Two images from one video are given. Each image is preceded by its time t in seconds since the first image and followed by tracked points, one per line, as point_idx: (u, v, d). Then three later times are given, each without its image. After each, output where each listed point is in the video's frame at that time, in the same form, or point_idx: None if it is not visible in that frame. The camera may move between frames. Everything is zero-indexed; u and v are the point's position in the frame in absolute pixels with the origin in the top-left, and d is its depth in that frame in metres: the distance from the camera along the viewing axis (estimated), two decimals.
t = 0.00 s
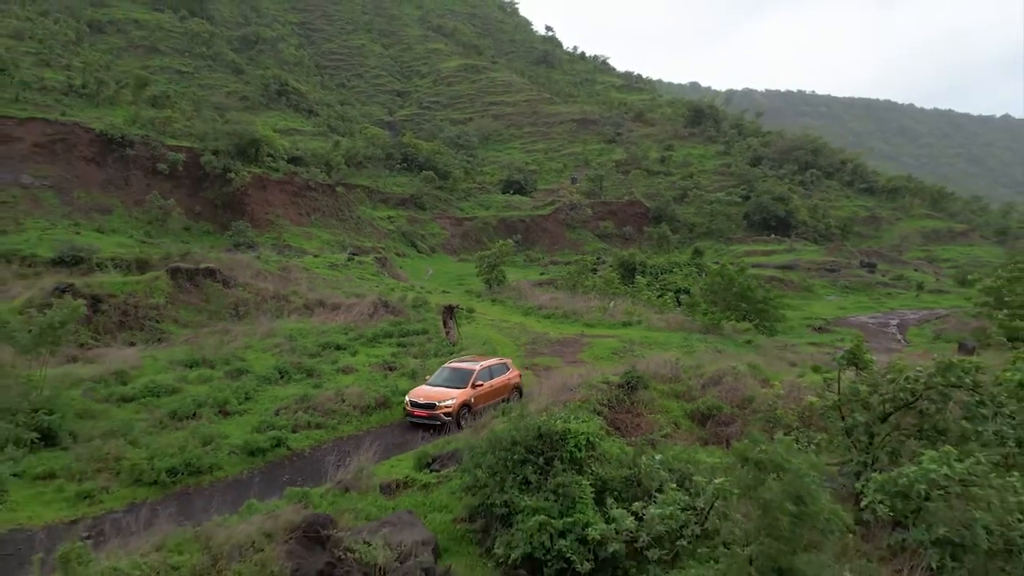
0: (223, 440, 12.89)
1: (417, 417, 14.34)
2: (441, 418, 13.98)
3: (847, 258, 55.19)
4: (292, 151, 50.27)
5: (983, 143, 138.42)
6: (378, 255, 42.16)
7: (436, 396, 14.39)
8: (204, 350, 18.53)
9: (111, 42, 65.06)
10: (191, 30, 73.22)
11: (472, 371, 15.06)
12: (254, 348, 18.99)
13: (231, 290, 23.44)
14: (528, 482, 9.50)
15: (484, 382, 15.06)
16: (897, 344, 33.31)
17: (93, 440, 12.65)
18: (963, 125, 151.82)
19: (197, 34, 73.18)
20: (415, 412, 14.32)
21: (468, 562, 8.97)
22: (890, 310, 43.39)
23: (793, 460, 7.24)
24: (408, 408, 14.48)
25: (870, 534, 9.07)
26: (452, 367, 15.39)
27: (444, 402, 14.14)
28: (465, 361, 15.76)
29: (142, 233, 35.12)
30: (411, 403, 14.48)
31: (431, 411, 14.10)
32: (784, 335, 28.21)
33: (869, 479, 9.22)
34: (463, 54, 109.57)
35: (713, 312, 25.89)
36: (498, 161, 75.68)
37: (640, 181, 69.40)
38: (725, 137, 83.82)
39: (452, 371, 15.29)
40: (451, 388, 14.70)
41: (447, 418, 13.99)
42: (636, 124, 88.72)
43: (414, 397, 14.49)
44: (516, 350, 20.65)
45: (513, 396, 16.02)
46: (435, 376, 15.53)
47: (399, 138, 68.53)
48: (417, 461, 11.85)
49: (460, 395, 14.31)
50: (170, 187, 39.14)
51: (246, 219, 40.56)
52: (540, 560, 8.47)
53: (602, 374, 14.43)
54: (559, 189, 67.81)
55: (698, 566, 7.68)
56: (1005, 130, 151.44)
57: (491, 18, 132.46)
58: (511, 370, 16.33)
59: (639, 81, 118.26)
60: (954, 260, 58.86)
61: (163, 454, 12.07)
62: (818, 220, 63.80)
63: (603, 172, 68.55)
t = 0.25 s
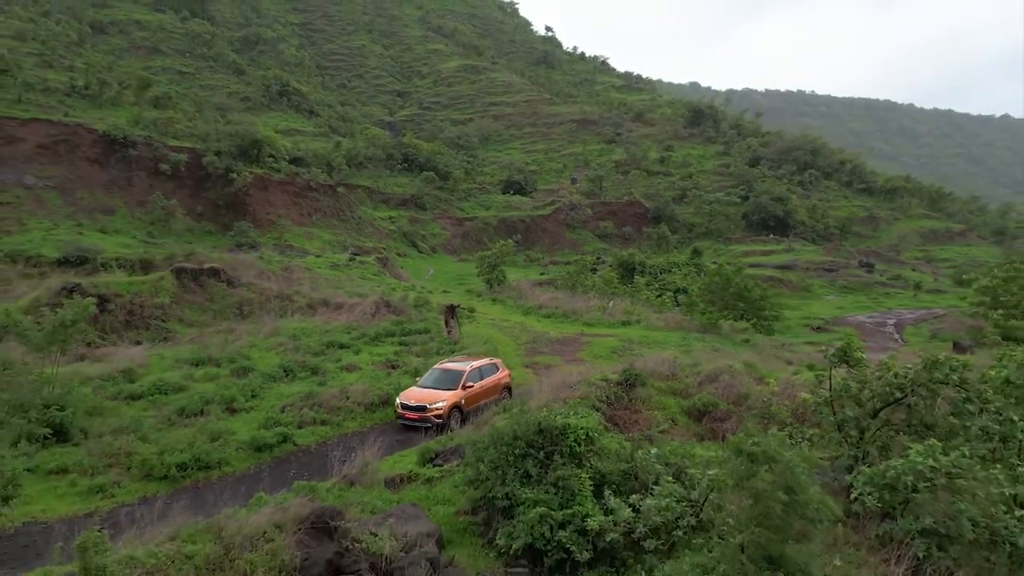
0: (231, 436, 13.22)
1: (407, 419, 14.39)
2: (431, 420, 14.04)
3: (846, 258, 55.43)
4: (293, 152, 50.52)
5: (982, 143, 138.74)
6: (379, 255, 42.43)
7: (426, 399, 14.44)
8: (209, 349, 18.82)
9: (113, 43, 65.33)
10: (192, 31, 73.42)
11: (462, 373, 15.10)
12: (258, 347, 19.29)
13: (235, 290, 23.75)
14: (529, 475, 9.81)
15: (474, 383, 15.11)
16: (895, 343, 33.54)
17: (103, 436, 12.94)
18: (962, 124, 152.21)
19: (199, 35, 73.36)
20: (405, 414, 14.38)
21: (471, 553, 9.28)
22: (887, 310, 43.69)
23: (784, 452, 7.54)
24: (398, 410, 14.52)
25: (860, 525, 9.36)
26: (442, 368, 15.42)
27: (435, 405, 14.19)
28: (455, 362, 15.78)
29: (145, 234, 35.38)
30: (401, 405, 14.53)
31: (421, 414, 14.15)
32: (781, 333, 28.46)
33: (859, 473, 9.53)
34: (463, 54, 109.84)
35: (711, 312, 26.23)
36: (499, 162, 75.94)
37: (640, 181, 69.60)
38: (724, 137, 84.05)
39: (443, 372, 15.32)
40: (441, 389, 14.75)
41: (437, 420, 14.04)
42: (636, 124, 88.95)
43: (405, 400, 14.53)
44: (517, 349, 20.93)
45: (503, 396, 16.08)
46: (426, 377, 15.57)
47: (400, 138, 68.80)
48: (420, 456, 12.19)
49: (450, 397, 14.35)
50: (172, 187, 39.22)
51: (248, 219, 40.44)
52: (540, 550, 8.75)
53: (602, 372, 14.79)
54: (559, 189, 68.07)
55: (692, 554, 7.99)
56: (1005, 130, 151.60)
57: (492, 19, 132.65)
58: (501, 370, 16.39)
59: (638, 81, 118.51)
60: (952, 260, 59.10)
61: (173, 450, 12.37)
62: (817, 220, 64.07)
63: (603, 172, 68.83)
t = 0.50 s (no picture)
0: (234, 435, 13.38)
1: (395, 424, 14.20)
2: (419, 425, 13.85)
3: (845, 258, 55.55)
4: (294, 152, 50.64)
5: (982, 143, 138.90)
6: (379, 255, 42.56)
7: (414, 403, 14.24)
8: (212, 349, 18.96)
9: (113, 43, 65.40)
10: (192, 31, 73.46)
11: (452, 377, 14.91)
12: (260, 347, 19.45)
13: (237, 290, 23.90)
14: (529, 473, 9.97)
15: (463, 387, 14.93)
16: (894, 343, 33.67)
17: (108, 435, 13.09)
18: (962, 124, 152.40)
19: (199, 36, 73.39)
20: (394, 419, 14.19)
21: (472, 549, 9.44)
22: (886, 309, 43.84)
23: (779, 450, 7.68)
24: (386, 414, 14.31)
25: (854, 522, 9.52)
26: (431, 372, 15.23)
27: (423, 410, 14.00)
28: (445, 365, 15.59)
29: (146, 234, 35.50)
30: (390, 409, 14.33)
31: (409, 418, 13.96)
32: (779, 333, 28.61)
33: (854, 471, 9.68)
34: (463, 54, 109.89)
35: (710, 312, 26.38)
36: (498, 162, 76.04)
37: (640, 182, 69.66)
38: (724, 137, 84.18)
39: (432, 376, 15.12)
40: (430, 394, 14.56)
41: (425, 425, 13.86)
42: (636, 124, 89.06)
43: (393, 404, 14.34)
44: (518, 349, 21.11)
45: (492, 400, 15.89)
46: (414, 380, 15.37)
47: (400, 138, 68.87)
48: (422, 455, 12.36)
49: (438, 402, 14.16)
50: (173, 188, 39.26)
51: (250, 220, 40.44)
52: (540, 547, 8.90)
53: (601, 371, 14.99)
54: (559, 189, 68.20)
55: (689, 550, 8.13)
56: (1004, 130, 151.67)
57: (492, 19, 132.72)
58: (491, 373, 16.21)
59: (638, 82, 118.61)
60: (951, 260, 59.25)
61: (177, 449, 12.54)
62: (816, 220, 64.20)
63: (603, 173, 68.95)
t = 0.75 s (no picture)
0: (236, 435, 13.46)
1: (378, 430, 13.87)
2: (402, 431, 13.51)
3: (845, 258, 55.59)
4: (294, 152, 50.66)
5: (982, 143, 138.90)
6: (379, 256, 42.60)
7: (398, 408, 13.92)
8: (212, 349, 19.03)
9: (113, 43, 65.40)
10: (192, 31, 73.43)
11: (436, 381, 14.56)
12: (260, 347, 19.51)
13: (238, 290, 23.96)
14: (529, 472, 10.05)
15: (448, 392, 14.59)
16: (894, 343, 33.72)
17: (110, 435, 13.15)
18: (962, 124, 152.42)
19: (199, 36, 73.35)
20: (376, 424, 13.85)
21: (472, 548, 9.51)
22: (886, 309, 43.88)
23: (776, 449, 7.72)
24: (368, 420, 13.98)
25: (852, 521, 9.57)
26: (415, 376, 14.88)
27: (406, 415, 13.66)
28: (429, 369, 15.25)
29: (146, 235, 35.55)
30: (372, 415, 13.99)
31: (392, 424, 13.63)
32: (779, 333, 28.66)
33: (851, 470, 9.75)
34: (463, 54, 109.89)
35: (710, 312, 26.43)
36: (498, 162, 76.05)
37: (640, 182, 69.63)
38: (724, 137, 84.20)
39: (416, 380, 14.79)
40: (414, 399, 14.22)
41: (408, 431, 13.52)
42: (636, 124, 89.07)
43: (376, 409, 13.99)
44: (518, 349, 21.15)
45: (479, 405, 15.55)
46: (398, 384, 15.04)
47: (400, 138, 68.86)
48: (423, 455, 12.45)
49: (422, 407, 13.83)
50: (173, 188, 39.30)
51: (250, 220, 40.44)
52: (540, 546, 8.98)
53: (601, 371, 15.08)
54: (559, 189, 68.24)
55: (687, 549, 8.20)
56: (1004, 130, 151.70)
57: (492, 19, 132.69)
58: (477, 378, 15.87)
59: (638, 82, 118.60)
60: (951, 260, 59.30)
61: (179, 448, 12.61)
62: (816, 221, 64.25)
63: (603, 173, 68.98)
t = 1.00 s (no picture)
0: (236, 435, 13.48)
1: (362, 437, 13.60)
2: (386, 438, 13.24)
3: (845, 258, 55.59)
4: (294, 152, 50.64)
5: (982, 143, 138.88)
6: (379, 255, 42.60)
7: (382, 415, 13.64)
8: (212, 349, 19.06)
9: (113, 43, 65.39)
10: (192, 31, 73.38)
11: (421, 387, 14.27)
12: (261, 348, 19.52)
13: (238, 290, 23.97)
14: (529, 472, 10.08)
15: (434, 398, 14.30)
16: (893, 343, 33.74)
17: (110, 435, 13.17)
18: (962, 124, 152.43)
19: (199, 36, 73.27)
20: (360, 431, 13.59)
21: (472, 548, 9.54)
22: (886, 309, 43.87)
23: (772, 451, 7.75)
24: (352, 426, 13.71)
25: (851, 521, 9.59)
26: (401, 381, 14.59)
27: (389, 422, 13.39)
28: (416, 373, 14.95)
29: (146, 235, 35.56)
30: (356, 421, 13.71)
31: (376, 431, 13.35)
32: (778, 333, 28.66)
33: (850, 470, 9.76)
34: (463, 54, 109.85)
35: (710, 312, 26.44)
36: (498, 162, 76.03)
37: (640, 182, 69.58)
38: (724, 138, 84.19)
39: (401, 386, 14.49)
40: (399, 405, 13.94)
41: (392, 438, 13.26)
42: (636, 124, 89.04)
43: (359, 416, 13.72)
44: (517, 350, 21.16)
45: (465, 410, 15.26)
46: (383, 389, 14.76)
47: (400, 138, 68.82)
48: (423, 455, 12.51)
49: (406, 414, 13.55)
50: (173, 188, 39.31)
51: (250, 219, 40.42)
52: (540, 545, 9.00)
53: (601, 371, 15.13)
54: (559, 189, 68.24)
55: (686, 549, 8.21)
56: (1004, 130, 151.72)
57: (491, 19, 132.64)
58: (465, 382, 15.58)
59: (638, 82, 118.58)
60: (951, 260, 59.31)
61: (179, 448, 12.62)
62: (816, 221, 64.26)
63: (603, 173, 68.97)
